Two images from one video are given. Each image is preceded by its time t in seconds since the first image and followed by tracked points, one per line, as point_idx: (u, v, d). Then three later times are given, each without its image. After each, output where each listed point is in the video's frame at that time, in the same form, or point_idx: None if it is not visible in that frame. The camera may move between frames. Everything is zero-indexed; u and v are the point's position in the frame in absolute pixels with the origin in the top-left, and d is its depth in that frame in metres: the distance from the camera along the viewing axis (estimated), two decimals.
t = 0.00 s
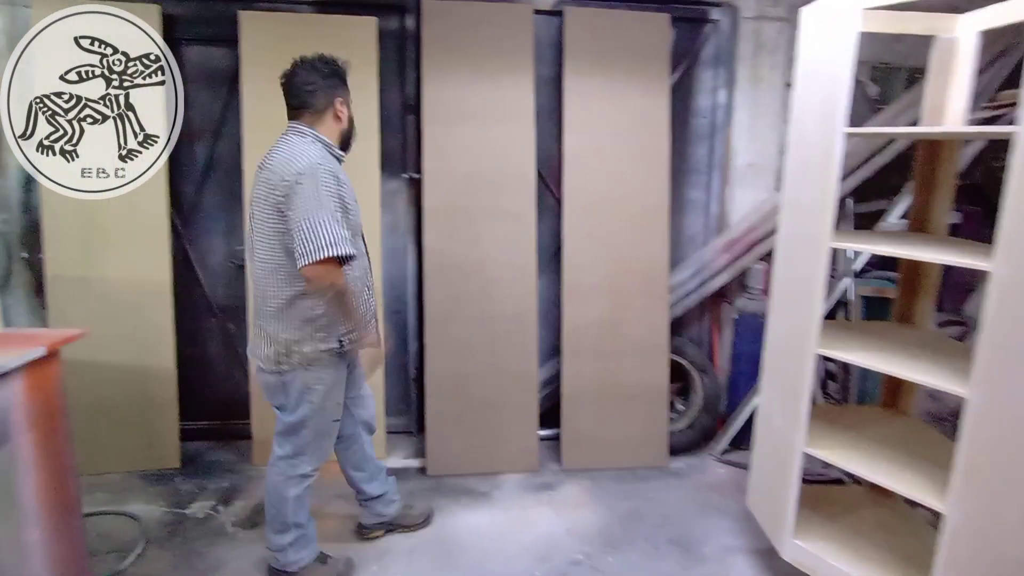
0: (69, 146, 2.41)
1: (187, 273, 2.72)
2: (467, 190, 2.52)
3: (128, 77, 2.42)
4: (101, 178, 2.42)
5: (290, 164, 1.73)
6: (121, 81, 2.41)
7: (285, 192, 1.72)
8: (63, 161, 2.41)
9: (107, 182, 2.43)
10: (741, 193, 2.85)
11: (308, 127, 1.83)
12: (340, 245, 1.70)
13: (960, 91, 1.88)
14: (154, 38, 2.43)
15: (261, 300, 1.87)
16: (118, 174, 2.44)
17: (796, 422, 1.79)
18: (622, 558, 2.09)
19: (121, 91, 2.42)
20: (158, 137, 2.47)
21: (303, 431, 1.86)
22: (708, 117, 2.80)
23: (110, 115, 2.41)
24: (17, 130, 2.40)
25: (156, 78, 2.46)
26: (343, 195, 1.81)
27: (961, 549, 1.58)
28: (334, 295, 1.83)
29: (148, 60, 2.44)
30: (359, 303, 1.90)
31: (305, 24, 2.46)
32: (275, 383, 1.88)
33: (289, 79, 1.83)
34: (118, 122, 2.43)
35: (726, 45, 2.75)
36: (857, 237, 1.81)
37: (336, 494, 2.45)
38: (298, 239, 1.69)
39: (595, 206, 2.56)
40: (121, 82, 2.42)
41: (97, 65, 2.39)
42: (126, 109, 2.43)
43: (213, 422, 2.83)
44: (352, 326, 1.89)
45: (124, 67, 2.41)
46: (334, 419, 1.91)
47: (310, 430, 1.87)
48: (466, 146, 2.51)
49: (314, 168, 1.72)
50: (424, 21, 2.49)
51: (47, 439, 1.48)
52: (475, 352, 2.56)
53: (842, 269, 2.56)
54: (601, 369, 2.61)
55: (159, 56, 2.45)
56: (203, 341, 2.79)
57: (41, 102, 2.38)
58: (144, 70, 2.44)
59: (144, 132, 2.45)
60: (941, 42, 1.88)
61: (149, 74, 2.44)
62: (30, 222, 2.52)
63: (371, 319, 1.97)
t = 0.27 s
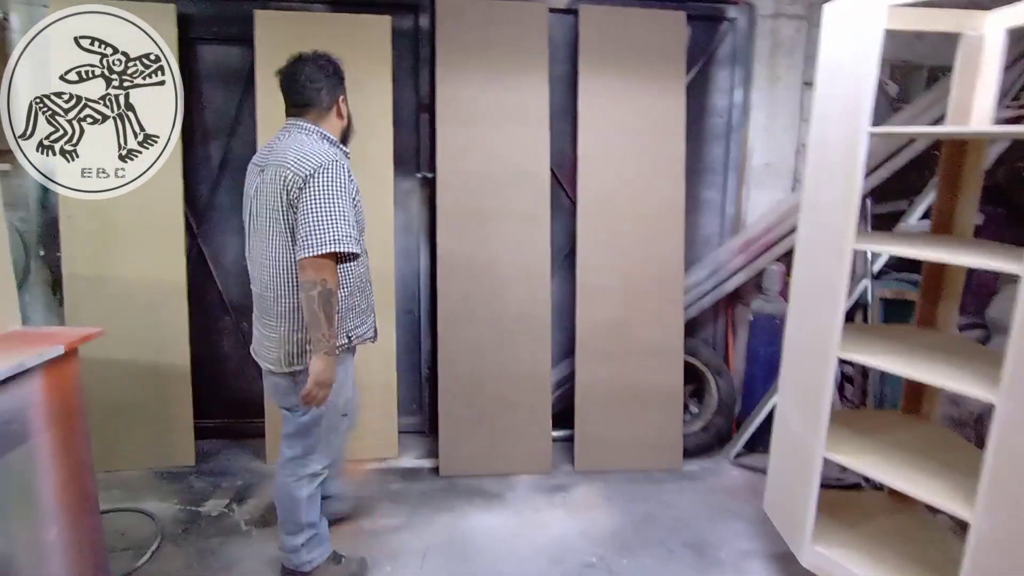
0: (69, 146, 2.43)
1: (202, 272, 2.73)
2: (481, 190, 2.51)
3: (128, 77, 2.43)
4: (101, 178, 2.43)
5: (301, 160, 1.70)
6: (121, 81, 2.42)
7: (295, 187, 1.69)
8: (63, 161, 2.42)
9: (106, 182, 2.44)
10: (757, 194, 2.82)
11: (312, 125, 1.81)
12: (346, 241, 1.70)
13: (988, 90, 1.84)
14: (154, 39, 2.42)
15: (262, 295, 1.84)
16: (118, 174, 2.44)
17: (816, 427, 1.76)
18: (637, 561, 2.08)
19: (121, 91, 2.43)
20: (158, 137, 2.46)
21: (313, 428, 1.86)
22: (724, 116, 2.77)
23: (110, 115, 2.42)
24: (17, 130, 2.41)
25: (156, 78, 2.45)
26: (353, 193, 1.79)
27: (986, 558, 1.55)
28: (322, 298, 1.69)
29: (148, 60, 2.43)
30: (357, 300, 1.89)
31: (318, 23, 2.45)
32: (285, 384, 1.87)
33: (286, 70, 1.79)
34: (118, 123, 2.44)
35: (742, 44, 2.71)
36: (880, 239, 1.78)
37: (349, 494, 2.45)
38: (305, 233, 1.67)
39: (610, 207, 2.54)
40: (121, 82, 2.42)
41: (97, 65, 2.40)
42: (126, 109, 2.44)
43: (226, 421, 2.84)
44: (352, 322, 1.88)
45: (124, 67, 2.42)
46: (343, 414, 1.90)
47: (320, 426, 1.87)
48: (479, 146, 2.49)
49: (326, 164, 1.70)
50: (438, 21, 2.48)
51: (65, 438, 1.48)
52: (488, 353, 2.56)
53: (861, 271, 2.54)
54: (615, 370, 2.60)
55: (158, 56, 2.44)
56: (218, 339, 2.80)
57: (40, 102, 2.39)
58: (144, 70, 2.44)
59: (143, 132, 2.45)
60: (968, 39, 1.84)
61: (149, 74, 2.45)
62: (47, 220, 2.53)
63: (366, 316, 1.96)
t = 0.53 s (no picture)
0: (69, 146, 2.42)
1: (223, 269, 2.74)
2: (500, 188, 2.49)
3: (128, 77, 2.41)
4: (101, 178, 2.44)
5: (299, 160, 1.71)
6: (121, 81, 2.41)
7: (294, 186, 1.70)
8: (62, 161, 2.42)
9: (106, 182, 2.44)
10: (781, 194, 2.76)
11: (306, 124, 1.81)
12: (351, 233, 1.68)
13: None
14: (154, 38, 2.41)
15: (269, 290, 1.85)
16: (118, 174, 2.44)
17: (846, 432, 1.72)
18: (658, 565, 2.05)
19: (121, 91, 2.42)
20: (158, 137, 2.45)
21: (329, 420, 1.86)
22: (748, 114, 2.73)
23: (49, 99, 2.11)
24: (15, 130, 2.35)
25: (156, 78, 2.43)
26: (354, 189, 1.78)
27: None
28: (339, 289, 1.68)
29: (148, 60, 2.42)
30: (365, 292, 1.88)
31: (339, 21, 2.44)
32: (299, 376, 1.86)
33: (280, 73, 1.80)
34: (117, 123, 2.42)
35: (767, 40, 2.67)
36: (913, 239, 1.74)
37: (368, 493, 2.45)
38: (308, 228, 1.67)
39: (631, 206, 2.52)
40: (121, 82, 2.41)
41: (97, 65, 2.40)
42: (126, 109, 2.42)
43: (246, 417, 2.85)
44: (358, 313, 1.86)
45: (124, 67, 2.41)
46: (357, 404, 1.91)
47: (337, 418, 1.87)
48: (499, 144, 2.48)
49: (323, 162, 1.70)
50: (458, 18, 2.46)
51: (91, 434, 1.49)
52: (507, 352, 2.54)
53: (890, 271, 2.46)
54: (635, 372, 2.57)
55: (158, 56, 2.42)
56: (238, 336, 2.82)
57: (40, 101, 2.39)
58: (144, 70, 2.42)
59: (143, 132, 2.44)
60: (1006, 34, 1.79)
61: (149, 74, 2.42)
62: (72, 217, 2.56)
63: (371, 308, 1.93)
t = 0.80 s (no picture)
0: (70, 146, 2.43)
1: (240, 267, 2.76)
2: (516, 187, 2.48)
3: (128, 77, 2.42)
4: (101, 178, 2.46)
5: (295, 159, 1.73)
6: (121, 81, 2.42)
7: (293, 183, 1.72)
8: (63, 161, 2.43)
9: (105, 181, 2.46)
10: (799, 192, 2.71)
11: (306, 124, 1.81)
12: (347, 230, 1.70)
13: None
14: (154, 38, 2.42)
15: (264, 281, 1.87)
16: (119, 174, 2.46)
17: (869, 436, 1.70)
18: (675, 568, 2.04)
19: (121, 91, 2.43)
20: (157, 137, 2.45)
21: (341, 415, 1.86)
22: (767, 113, 2.70)
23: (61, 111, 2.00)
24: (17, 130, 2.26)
25: (156, 78, 2.44)
26: (351, 188, 1.79)
27: None
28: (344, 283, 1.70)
29: (148, 60, 2.42)
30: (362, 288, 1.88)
31: (356, 19, 2.45)
32: (296, 366, 1.87)
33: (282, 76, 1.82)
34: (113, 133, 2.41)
35: (787, 38, 2.63)
36: (938, 240, 1.71)
37: (383, 491, 2.45)
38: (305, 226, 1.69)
39: (648, 206, 2.50)
40: (121, 82, 2.42)
41: (98, 65, 2.41)
42: (126, 109, 2.44)
43: (262, 414, 2.87)
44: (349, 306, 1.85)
45: (124, 67, 2.42)
46: (363, 398, 1.91)
47: (349, 412, 1.87)
48: (515, 143, 2.47)
49: (320, 161, 1.71)
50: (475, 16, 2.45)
51: (113, 429, 1.50)
52: (522, 352, 2.53)
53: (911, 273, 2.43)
54: (651, 372, 2.56)
55: (158, 56, 2.42)
56: (254, 334, 2.83)
57: (40, 101, 2.35)
58: (144, 70, 2.43)
59: (143, 132, 2.45)
60: None
61: (149, 74, 2.43)
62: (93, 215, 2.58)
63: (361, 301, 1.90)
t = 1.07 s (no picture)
0: (70, 146, 2.32)
1: (263, 266, 2.79)
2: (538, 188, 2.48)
3: (128, 77, 2.43)
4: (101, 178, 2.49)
5: (311, 156, 1.74)
6: (121, 81, 2.42)
7: (309, 179, 1.73)
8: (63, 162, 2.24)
9: (105, 181, 2.50)
10: (825, 194, 2.67)
11: (324, 124, 1.81)
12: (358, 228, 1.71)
13: None
14: (155, 39, 2.43)
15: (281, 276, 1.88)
16: (119, 174, 2.51)
17: (901, 442, 1.66)
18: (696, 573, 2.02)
19: (121, 91, 2.43)
20: (157, 137, 2.49)
21: (353, 408, 1.86)
22: (792, 113, 2.67)
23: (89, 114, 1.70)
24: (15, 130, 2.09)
25: (156, 78, 2.45)
26: (366, 188, 1.81)
27: None
28: (342, 279, 1.71)
29: (148, 60, 2.44)
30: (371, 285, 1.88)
31: (380, 19, 2.46)
32: (312, 359, 1.86)
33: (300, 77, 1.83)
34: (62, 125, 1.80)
35: (813, 37, 2.60)
36: (972, 243, 1.66)
37: (403, 490, 2.46)
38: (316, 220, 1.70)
39: (670, 207, 2.48)
40: (121, 82, 2.42)
41: (97, 65, 2.39)
42: (126, 109, 2.44)
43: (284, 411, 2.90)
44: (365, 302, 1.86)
45: (124, 67, 2.42)
46: (377, 392, 1.91)
47: (362, 405, 1.87)
48: (537, 143, 2.46)
49: (336, 159, 1.73)
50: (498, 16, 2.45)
51: (141, 423, 1.52)
52: (542, 352, 2.53)
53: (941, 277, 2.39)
54: (673, 375, 2.54)
55: (158, 56, 2.44)
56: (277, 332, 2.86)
57: (41, 101, 2.20)
58: (144, 70, 2.44)
59: (143, 132, 2.48)
60: None
61: (149, 74, 2.45)
62: (122, 213, 2.63)
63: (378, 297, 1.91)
